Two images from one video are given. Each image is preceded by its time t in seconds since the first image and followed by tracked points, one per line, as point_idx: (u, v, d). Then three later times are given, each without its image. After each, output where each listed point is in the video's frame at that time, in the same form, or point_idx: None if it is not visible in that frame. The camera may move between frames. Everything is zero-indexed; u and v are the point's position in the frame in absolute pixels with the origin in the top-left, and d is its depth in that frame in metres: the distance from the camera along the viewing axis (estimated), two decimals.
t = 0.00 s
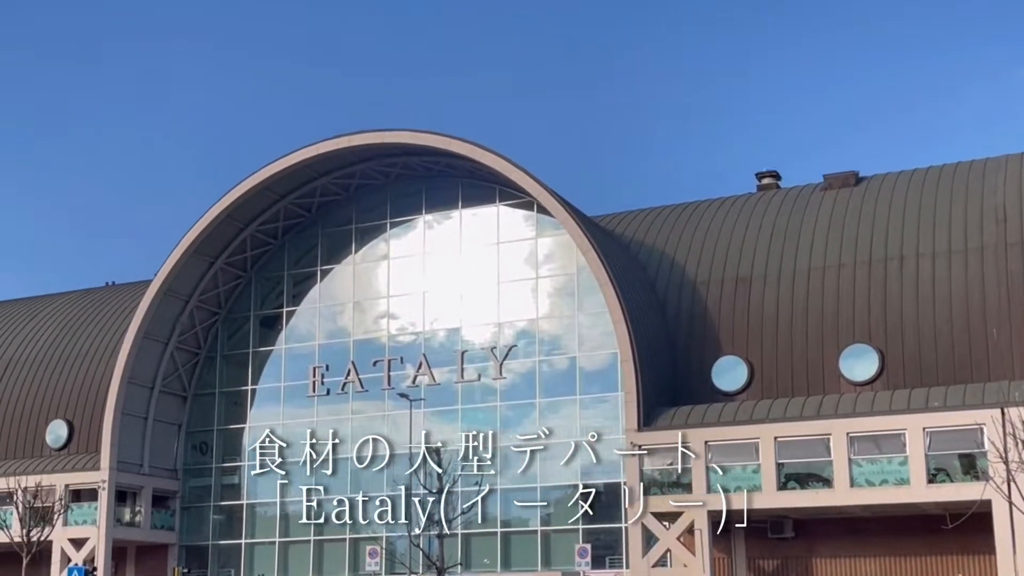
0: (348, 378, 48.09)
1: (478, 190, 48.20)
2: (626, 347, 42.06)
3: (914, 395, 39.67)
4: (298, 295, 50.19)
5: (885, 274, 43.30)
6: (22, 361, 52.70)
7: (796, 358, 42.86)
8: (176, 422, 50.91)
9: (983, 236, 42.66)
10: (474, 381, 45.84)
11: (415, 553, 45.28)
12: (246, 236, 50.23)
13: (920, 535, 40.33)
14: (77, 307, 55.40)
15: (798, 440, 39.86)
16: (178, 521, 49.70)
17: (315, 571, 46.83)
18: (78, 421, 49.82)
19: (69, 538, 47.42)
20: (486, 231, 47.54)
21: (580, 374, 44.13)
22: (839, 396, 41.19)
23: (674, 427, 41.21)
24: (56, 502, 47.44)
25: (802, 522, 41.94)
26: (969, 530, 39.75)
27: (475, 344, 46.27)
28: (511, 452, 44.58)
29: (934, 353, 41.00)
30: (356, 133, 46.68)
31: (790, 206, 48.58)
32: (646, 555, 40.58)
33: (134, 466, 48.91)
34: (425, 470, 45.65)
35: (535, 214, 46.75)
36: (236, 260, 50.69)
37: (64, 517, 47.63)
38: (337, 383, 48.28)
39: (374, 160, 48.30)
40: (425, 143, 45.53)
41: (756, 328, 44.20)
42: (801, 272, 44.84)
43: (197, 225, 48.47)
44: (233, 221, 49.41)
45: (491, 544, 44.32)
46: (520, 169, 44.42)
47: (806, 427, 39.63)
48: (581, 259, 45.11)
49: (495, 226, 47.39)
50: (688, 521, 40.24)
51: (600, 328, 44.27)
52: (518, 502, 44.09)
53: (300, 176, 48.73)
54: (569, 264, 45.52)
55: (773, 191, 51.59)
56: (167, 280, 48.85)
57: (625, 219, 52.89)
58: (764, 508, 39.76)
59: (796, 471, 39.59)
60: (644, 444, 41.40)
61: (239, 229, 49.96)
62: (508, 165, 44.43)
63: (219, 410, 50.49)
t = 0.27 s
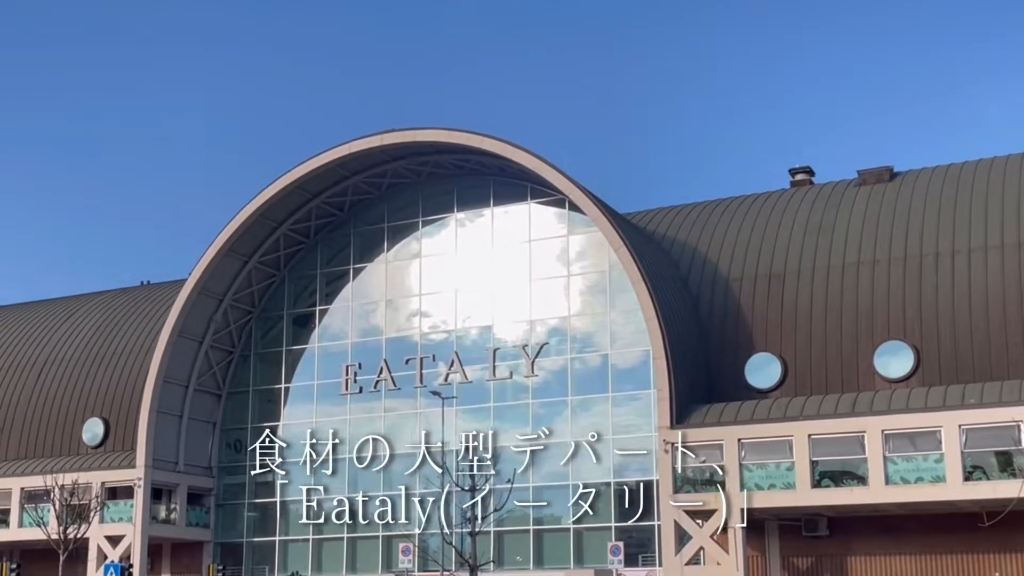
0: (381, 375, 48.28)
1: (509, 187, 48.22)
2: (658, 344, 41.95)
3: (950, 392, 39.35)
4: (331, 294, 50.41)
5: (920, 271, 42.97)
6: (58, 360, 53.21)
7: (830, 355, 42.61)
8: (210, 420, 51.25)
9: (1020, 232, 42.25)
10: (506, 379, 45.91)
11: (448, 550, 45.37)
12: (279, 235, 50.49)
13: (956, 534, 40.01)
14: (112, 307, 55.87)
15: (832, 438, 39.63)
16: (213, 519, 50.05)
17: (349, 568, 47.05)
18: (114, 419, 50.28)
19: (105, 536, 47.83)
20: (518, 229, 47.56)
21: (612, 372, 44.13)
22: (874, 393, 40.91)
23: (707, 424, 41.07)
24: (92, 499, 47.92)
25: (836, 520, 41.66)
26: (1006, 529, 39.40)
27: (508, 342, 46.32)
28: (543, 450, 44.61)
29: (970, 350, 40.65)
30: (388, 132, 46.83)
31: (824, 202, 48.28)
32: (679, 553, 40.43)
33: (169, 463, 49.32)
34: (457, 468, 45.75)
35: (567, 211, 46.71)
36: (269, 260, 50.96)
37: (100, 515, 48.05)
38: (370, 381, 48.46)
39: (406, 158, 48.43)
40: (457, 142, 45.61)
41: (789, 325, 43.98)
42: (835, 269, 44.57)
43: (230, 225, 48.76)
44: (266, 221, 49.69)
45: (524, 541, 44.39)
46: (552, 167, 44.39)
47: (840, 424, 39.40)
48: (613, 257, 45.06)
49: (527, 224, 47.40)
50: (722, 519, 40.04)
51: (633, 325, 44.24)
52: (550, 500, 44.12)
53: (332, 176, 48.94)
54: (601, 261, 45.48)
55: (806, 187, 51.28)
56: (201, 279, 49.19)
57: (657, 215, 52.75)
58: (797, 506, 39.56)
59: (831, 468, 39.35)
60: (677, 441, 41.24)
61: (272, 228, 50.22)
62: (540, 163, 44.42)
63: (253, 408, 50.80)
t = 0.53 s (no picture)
0: (411, 372, 48.36)
1: (538, 183, 48.15)
2: (689, 340, 41.77)
3: (984, 387, 38.97)
4: (361, 291, 50.53)
5: (954, 265, 42.59)
6: (91, 358, 53.62)
7: (862, 350, 42.31)
8: (242, 417, 51.52)
9: None
10: (536, 375, 45.87)
11: (478, 547, 45.38)
12: (309, 232, 50.65)
13: (991, 531, 39.63)
14: (144, 304, 56.23)
15: (864, 434, 39.32)
16: (244, 514, 50.31)
17: (379, 565, 47.14)
18: (146, 416, 50.63)
19: (138, 532, 48.13)
20: (547, 225, 47.49)
21: (643, 367, 44.05)
22: (907, 388, 40.57)
23: (738, 421, 40.85)
24: (125, 496, 48.29)
25: (869, 517, 41.32)
26: None
27: (537, 338, 46.27)
28: (573, 446, 44.57)
29: (1004, 345, 40.25)
30: (416, 129, 46.87)
31: (856, 196, 47.91)
32: (711, 550, 40.31)
33: (201, 460, 49.60)
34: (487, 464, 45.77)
35: (596, 207, 46.59)
36: (299, 257, 51.14)
37: (133, 511, 48.38)
38: (400, 377, 48.56)
39: (435, 155, 48.47)
40: (486, 138, 45.60)
41: (821, 320, 43.69)
42: (868, 263, 44.23)
43: (261, 222, 48.96)
44: (296, 218, 49.86)
45: (554, 538, 44.36)
46: (581, 163, 44.27)
47: (872, 420, 39.09)
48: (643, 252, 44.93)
49: (556, 220, 47.31)
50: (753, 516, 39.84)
51: (664, 321, 44.11)
52: (581, 496, 44.04)
53: (361, 173, 49.05)
54: (631, 257, 45.34)
55: (837, 181, 50.89)
56: (232, 277, 49.42)
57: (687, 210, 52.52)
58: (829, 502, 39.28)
59: (864, 464, 39.03)
60: (708, 437, 41.00)
61: (302, 226, 50.38)
62: (569, 158, 44.31)
63: (284, 405, 51.01)
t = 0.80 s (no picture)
0: (439, 367, 48.40)
1: (566, 178, 48.03)
2: (718, 334, 41.55)
3: (1018, 381, 38.56)
4: (389, 286, 50.60)
5: (987, 257, 42.15)
6: (122, 354, 53.98)
7: (894, 343, 41.97)
8: (271, 412, 51.76)
9: None
10: (564, 370, 45.80)
11: (507, 541, 45.36)
12: (337, 228, 50.74)
13: None
14: (174, 301, 56.54)
15: (896, 427, 39.01)
16: (275, 509, 50.56)
17: (409, 559, 47.32)
18: (177, 412, 50.94)
19: (169, 527, 48.45)
20: (575, 219, 47.38)
21: (672, 362, 43.91)
22: (939, 382, 40.20)
23: (768, 415, 40.61)
24: (156, 491, 48.63)
25: (901, 512, 41.01)
26: None
27: (566, 333, 46.20)
28: (602, 441, 44.50)
29: None
30: (444, 124, 46.84)
31: (887, 187, 47.50)
32: (741, 545, 40.22)
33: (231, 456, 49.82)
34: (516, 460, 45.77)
35: (625, 201, 46.45)
36: (328, 253, 51.28)
37: (164, 506, 48.70)
38: (429, 373, 48.62)
39: (463, 150, 48.45)
40: (514, 133, 45.53)
41: (852, 313, 43.37)
42: (899, 256, 43.85)
43: (289, 219, 49.10)
44: (324, 214, 49.97)
45: (584, 533, 44.33)
46: (609, 157, 44.10)
47: (904, 414, 38.77)
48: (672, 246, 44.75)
49: (584, 215, 47.19)
50: (784, 510, 39.60)
51: (693, 315, 43.93)
52: (611, 491, 43.99)
53: (389, 168, 49.10)
54: (661, 251, 45.17)
55: (868, 173, 50.46)
56: (261, 273, 49.60)
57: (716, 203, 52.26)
58: (861, 497, 39.02)
59: (895, 458, 38.74)
60: (737, 432, 40.90)
61: (331, 222, 50.49)
62: (597, 152, 44.17)
63: (314, 401, 51.18)
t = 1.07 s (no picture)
0: (467, 361, 48.43)
1: (593, 171, 47.91)
2: (747, 327, 41.34)
3: None
4: (417, 281, 50.67)
5: (1019, 248, 41.74)
6: (152, 350, 54.33)
7: (926, 335, 41.64)
8: (301, 407, 51.90)
9: None
10: (592, 364, 45.72)
11: (536, 535, 45.34)
12: (365, 223, 50.83)
13: None
14: (203, 297, 56.84)
15: (928, 420, 38.71)
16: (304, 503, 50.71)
17: (438, 553, 47.42)
18: (207, 407, 51.24)
19: (200, 521, 48.72)
20: (603, 212, 47.26)
21: (700, 355, 43.75)
22: (971, 374, 39.86)
23: (798, 408, 40.39)
24: (187, 486, 48.95)
25: (933, 505, 40.67)
26: None
27: (594, 326, 46.11)
28: (630, 434, 44.45)
29: None
30: (471, 118, 46.81)
31: (918, 178, 47.11)
32: (771, 538, 39.81)
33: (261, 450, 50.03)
34: (545, 453, 45.75)
35: (652, 194, 46.28)
36: (355, 248, 51.39)
37: (195, 500, 49.01)
38: (456, 367, 48.67)
39: (490, 144, 48.41)
40: (541, 126, 45.45)
41: (883, 305, 43.06)
42: (931, 247, 43.48)
43: (316, 214, 49.23)
44: (352, 209, 50.07)
45: (613, 527, 44.27)
46: (637, 149, 43.95)
47: (936, 407, 38.47)
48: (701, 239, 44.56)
49: (611, 208, 47.07)
50: (814, 504, 39.38)
51: (722, 308, 43.73)
52: (640, 485, 43.90)
53: (416, 163, 49.12)
54: (689, 244, 44.99)
55: (897, 164, 50.08)
56: (289, 268, 49.76)
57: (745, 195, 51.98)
58: (892, 490, 38.76)
59: (927, 451, 38.44)
60: (766, 425, 40.66)
61: (358, 217, 50.58)
62: (624, 145, 44.03)
63: (342, 395, 51.33)
